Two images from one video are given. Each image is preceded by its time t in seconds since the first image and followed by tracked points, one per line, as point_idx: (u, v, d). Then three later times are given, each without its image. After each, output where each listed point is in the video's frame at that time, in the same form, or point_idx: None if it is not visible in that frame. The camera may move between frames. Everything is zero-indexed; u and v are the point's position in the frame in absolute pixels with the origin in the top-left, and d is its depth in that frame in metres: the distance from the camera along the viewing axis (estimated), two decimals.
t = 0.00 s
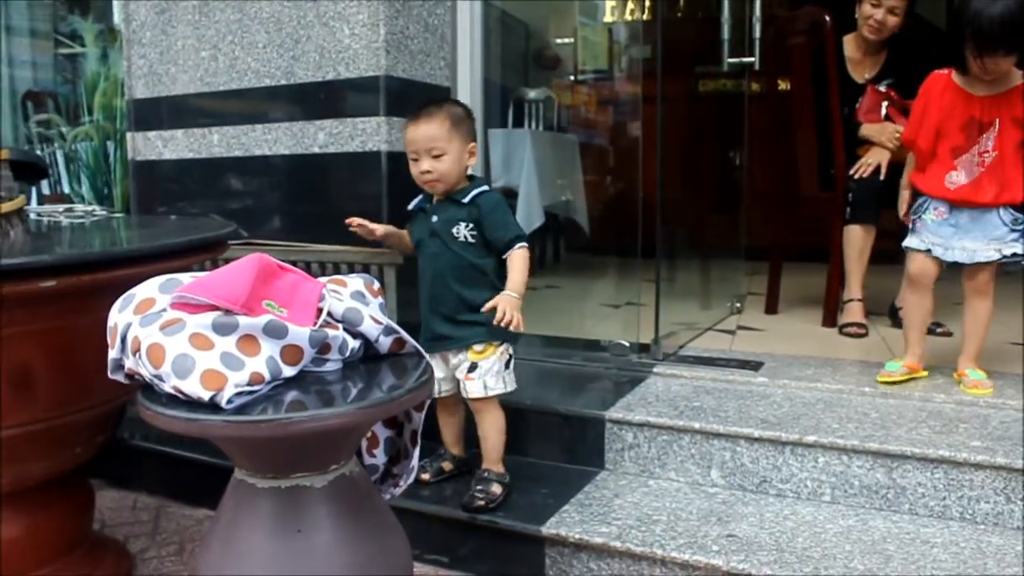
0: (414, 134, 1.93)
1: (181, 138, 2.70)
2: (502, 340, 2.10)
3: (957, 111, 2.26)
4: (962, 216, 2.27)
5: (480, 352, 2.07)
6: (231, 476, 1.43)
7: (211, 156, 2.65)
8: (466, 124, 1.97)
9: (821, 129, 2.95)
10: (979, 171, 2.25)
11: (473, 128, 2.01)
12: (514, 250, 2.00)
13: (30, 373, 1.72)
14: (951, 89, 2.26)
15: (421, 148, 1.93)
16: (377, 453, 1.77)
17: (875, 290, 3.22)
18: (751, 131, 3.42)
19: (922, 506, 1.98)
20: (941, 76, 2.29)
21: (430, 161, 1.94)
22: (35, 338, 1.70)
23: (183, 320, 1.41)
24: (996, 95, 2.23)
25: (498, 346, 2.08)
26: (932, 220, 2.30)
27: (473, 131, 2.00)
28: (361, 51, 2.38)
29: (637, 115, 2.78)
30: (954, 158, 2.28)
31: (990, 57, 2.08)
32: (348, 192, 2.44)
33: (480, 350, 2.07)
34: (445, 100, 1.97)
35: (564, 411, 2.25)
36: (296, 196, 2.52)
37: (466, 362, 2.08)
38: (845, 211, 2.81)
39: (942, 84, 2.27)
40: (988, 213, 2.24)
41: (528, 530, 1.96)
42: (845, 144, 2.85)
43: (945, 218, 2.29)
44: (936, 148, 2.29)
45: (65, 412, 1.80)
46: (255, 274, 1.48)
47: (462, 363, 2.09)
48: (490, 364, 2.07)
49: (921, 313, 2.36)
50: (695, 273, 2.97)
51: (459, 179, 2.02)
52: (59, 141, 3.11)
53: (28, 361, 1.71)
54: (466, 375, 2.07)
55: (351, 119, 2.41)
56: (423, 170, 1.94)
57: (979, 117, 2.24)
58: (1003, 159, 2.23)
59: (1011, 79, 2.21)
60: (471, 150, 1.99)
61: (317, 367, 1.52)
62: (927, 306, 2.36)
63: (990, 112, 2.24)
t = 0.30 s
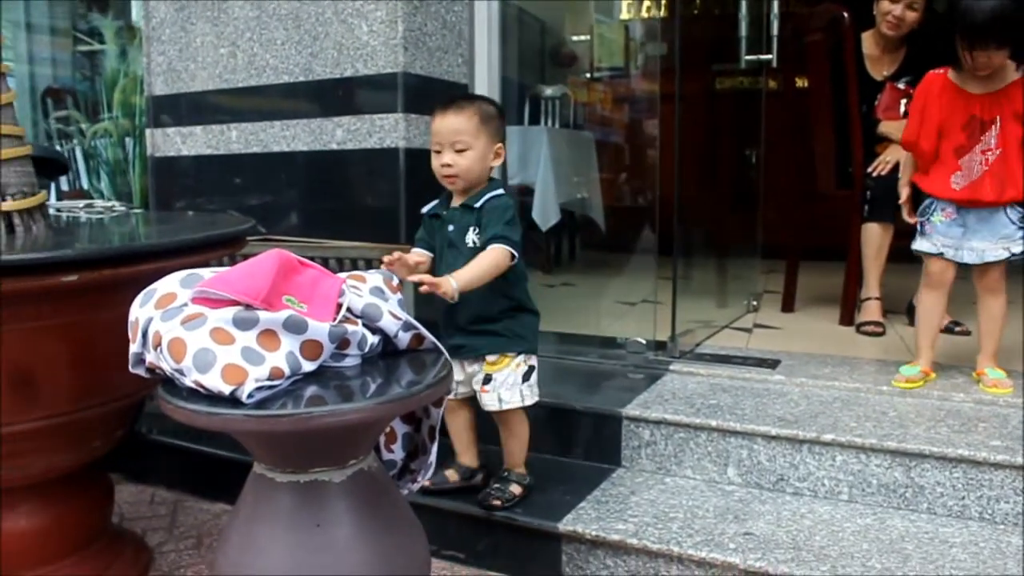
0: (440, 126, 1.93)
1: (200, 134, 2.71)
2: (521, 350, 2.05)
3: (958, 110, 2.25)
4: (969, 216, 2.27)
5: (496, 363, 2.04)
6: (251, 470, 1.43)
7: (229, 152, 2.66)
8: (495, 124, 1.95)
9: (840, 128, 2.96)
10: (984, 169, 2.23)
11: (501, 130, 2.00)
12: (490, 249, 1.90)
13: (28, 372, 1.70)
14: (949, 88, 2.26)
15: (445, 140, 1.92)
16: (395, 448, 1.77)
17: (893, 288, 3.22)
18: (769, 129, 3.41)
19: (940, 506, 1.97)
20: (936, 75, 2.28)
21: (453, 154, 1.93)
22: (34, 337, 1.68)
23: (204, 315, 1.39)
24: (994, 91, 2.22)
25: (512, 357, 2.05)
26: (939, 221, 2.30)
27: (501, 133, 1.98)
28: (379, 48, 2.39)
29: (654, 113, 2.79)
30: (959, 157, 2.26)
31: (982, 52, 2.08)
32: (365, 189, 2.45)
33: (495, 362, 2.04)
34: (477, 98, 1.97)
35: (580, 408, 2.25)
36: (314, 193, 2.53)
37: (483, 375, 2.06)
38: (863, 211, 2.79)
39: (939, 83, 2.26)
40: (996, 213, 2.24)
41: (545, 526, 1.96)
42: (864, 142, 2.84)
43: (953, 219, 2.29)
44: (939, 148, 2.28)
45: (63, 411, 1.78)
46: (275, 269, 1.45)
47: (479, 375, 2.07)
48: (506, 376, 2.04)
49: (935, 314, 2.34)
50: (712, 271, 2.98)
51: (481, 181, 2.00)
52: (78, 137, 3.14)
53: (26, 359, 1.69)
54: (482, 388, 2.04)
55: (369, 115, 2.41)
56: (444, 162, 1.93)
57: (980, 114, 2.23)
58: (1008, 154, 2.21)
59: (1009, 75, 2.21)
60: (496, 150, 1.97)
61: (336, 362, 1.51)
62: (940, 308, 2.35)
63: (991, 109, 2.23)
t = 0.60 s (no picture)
0: (431, 147, 1.78)
1: (219, 130, 2.72)
2: (529, 352, 1.94)
3: (947, 107, 2.25)
4: (962, 212, 2.27)
5: (500, 358, 1.93)
6: (272, 465, 1.42)
7: (248, 149, 2.67)
8: (487, 147, 1.81)
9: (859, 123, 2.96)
10: (970, 167, 2.21)
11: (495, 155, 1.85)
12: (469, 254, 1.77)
13: (29, 373, 1.69)
14: (940, 85, 2.27)
15: (436, 163, 1.76)
16: (414, 444, 1.78)
17: (913, 286, 3.20)
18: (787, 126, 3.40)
19: (962, 504, 1.96)
20: (928, 74, 2.29)
21: (445, 178, 1.78)
22: (28, 338, 1.66)
23: (224, 309, 1.38)
24: (984, 88, 2.20)
25: (519, 356, 1.93)
26: (934, 217, 2.31)
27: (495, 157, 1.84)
28: (397, 44, 2.39)
29: (672, 109, 2.78)
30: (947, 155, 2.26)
31: (971, 44, 2.10)
32: (383, 185, 2.46)
33: (500, 357, 1.93)
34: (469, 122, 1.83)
35: (598, 405, 2.25)
36: (333, 190, 2.54)
37: (483, 366, 1.94)
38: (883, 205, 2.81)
39: (930, 81, 2.28)
40: (990, 208, 2.22)
41: (564, 523, 1.96)
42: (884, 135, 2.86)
43: (947, 215, 2.29)
44: (929, 145, 2.29)
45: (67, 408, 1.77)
46: (296, 264, 1.43)
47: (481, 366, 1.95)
48: (505, 373, 1.92)
49: (944, 308, 2.32)
50: (731, 269, 2.97)
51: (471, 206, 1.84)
52: (96, 134, 3.16)
53: (23, 360, 1.67)
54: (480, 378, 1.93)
55: (388, 111, 2.42)
56: (435, 187, 1.77)
57: (969, 112, 2.22)
58: (993, 153, 2.18)
59: (999, 72, 2.19)
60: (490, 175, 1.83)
61: (356, 357, 1.49)
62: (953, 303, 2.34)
63: (981, 106, 2.21)
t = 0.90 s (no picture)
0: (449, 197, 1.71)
1: (236, 125, 2.73)
2: (555, 441, 1.85)
3: (966, 109, 2.22)
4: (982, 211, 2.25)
5: (528, 453, 1.84)
6: (288, 459, 1.42)
7: (265, 143, 2.68)
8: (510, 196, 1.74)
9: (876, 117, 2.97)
10: (995, 168, 2.20)
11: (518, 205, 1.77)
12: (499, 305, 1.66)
13: (16, 373, 1.66)
14: (957, 86, 2.23)
15: (456, 212, 1.69)
16: (431, 439, 1.78)
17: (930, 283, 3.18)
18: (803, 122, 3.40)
19: (981, 502, 1.94)
20: (941, 72, 2.26)
21: (464, 225, 1.70)
22: (21, 336, 1.63)
23: (234, 303, 1.37)
24: (1003, 87, 2.19)
25: (547, 448, 1.85)
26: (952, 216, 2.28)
27: (517, 207, 1.76)
28: (414, 39, 2.39)
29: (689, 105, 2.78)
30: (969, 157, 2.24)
31: (989, 43, 2.08)
32: (400, 180, 2.46)
33: (526, 451, 1.84)
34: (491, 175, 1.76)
35: (615, 400, 2.26)
36: (350, 185, 2.54)
37: (511, 459, 1.86)
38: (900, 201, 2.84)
39: (946, 81, 2.24)
40: (1010, 206, 2.20)
41: (580, 518, 1.96)
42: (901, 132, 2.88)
43: (965, 212, 2.27)
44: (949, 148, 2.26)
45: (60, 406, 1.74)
46: (304, 262, 1.43)
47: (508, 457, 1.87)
48: (536, 470, 1.84)
49: (963, 308, 2.30)
50: (746, 265, 2.97)
51: (493, 257, 1.75)
52: (114, 128, 3.19)
53: (9, 360, 1.65)
54: (509, 472, 1.87)
55: (405, 106, 2.42)
56: (455, 235, 1.70)
57: (990, 112, 2.20)
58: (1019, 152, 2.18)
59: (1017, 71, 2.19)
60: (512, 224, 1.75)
61: (363, 352, 1.46)
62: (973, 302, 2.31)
63: (1001, 106, 2.19)
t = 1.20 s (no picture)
0: (513, 174, 1.71)
1: (247, 120, 2.74)
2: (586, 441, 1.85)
3: (986, 110, 2.19)
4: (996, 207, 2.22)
5: (563, 458, 1.82)
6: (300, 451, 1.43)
7: (277, 138, 2.69)
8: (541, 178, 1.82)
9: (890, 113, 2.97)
10: (1013, 172, 2.14)
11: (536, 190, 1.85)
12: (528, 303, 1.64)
13: (16, 369, 1.68)
14: (977, 87, 2.19)
15: (528, 188, 1.70)
16: (443, 433, 1.78)
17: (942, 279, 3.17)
18: (814, 118, 3.39)
19: (993, 499, 1.93)
20: (963, 72, 2.24)
21: (534, 202, 1.72)
22: (26, 332, 1.65)
23: (247, 296, 1.37)
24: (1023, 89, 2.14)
25: (580, 450, 1.84)
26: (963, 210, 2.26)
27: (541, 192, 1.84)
28: (426, 34, 2.40)
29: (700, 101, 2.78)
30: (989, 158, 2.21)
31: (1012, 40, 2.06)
32: (411, 175, 2.47)
33: (561, 457, 1.82)
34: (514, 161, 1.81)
35: (626, 395, 2.26)
36: (361, 180, 2.55)
37: (546, 470, 1.84)
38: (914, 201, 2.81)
39: (963, 83, 2.22)
40: None
41: (590, 512, 1.97)
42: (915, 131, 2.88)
43: (978, 208, 2.24)
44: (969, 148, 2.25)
45: (61, 401, 1.74)
46: (318, 253, 1.42)
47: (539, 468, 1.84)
48: (573, 473, 1.83)
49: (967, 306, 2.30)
50: (757, 261, 2.97)
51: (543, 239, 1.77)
52: (126, 124, 3.20)
53: (10, 356, 1.67)
54: (546, 483, 1.84)
55: (416, 101, 2.43)
56: (532, 210, 1.70)
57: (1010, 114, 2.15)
58: None
59: None
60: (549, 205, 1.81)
61: (375, 346, 1.46)
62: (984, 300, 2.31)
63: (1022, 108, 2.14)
